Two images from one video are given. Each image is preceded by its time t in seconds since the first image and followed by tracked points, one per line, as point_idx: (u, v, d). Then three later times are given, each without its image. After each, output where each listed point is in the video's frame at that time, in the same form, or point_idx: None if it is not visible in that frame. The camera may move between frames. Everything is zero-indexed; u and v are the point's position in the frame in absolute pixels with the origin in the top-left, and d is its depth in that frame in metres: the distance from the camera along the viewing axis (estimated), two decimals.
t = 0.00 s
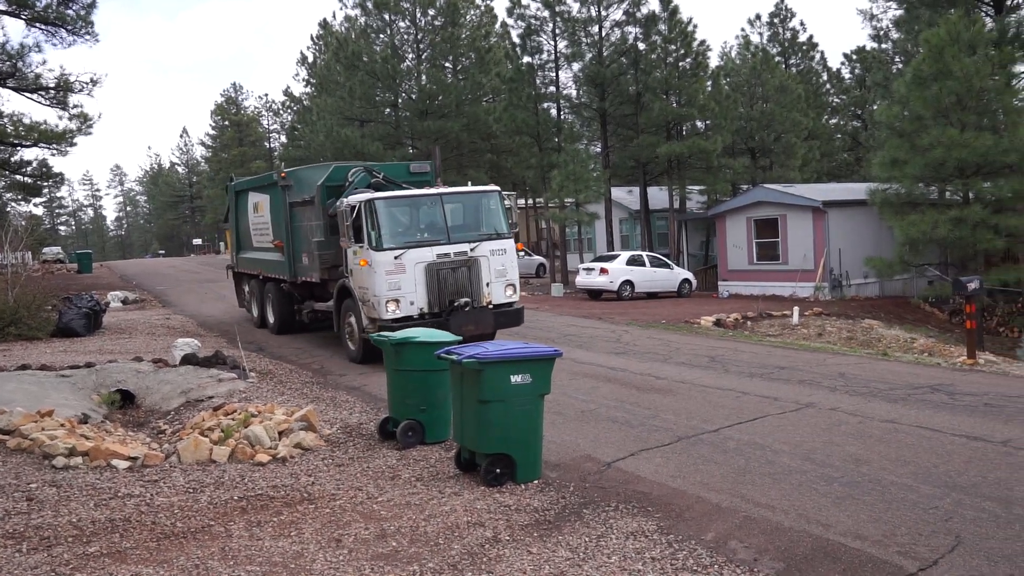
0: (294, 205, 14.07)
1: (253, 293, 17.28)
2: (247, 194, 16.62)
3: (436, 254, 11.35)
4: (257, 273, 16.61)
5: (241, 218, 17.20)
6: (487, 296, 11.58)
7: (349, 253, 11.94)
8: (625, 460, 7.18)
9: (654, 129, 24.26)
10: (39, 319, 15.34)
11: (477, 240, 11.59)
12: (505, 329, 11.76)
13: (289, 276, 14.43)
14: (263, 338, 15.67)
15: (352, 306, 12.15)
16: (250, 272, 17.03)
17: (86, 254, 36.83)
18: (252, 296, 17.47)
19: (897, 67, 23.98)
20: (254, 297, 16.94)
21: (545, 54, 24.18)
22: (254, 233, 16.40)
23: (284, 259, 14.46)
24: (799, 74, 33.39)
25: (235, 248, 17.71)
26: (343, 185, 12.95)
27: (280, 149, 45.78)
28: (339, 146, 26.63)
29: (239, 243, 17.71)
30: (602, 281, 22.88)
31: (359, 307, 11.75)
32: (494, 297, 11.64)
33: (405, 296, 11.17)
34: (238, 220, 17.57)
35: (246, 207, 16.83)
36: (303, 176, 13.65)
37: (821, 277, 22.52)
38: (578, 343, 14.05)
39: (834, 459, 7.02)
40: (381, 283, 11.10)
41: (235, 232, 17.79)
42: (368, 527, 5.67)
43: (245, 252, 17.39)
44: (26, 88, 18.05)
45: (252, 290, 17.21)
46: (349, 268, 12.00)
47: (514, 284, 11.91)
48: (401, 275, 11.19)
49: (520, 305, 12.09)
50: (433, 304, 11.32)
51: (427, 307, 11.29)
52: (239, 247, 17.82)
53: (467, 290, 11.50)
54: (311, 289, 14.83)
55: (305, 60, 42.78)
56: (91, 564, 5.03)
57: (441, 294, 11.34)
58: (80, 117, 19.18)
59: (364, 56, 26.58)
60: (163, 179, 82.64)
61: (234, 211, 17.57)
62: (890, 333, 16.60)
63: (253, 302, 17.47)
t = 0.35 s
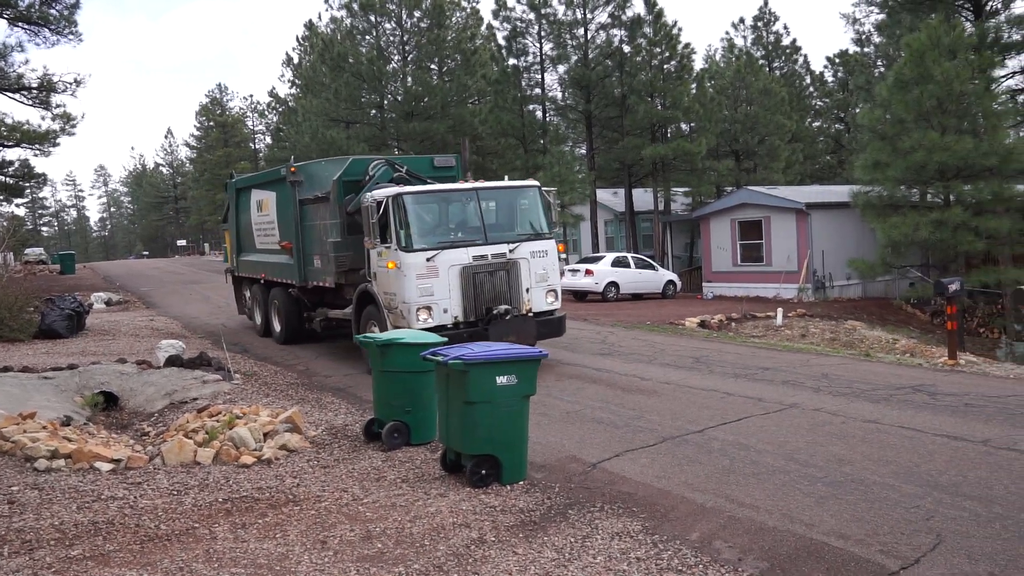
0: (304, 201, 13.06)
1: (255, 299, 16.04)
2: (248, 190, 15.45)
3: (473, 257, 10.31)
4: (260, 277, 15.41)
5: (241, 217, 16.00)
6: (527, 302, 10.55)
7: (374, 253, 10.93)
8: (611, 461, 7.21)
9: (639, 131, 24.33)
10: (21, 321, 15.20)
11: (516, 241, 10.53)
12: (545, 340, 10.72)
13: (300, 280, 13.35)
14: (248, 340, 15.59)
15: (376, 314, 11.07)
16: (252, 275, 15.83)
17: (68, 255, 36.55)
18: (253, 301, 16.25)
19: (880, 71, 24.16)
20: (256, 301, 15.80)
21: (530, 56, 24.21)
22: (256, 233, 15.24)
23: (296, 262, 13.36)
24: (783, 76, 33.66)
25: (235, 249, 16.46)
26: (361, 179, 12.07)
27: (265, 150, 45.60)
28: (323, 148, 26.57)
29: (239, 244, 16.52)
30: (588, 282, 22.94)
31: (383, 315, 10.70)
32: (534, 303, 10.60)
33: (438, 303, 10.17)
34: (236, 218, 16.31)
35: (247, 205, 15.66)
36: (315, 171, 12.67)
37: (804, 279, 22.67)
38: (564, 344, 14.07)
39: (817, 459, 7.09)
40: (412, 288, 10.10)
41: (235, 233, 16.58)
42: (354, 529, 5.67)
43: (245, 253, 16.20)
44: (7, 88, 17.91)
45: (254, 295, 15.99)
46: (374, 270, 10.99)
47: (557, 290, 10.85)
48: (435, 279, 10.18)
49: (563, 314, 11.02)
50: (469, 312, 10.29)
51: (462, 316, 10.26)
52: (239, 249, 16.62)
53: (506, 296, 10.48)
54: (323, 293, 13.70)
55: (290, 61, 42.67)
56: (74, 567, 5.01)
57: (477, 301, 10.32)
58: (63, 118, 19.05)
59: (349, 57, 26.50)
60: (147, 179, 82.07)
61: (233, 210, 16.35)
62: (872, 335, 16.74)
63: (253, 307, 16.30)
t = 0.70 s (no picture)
0: (309, 198, 11.90)
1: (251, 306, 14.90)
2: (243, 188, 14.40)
3: (510, 260, 9.11)
4: (259, 282, 14.34)
5: (236, 217, 14.97)
6: (570, 310, 9.41)
7: (397, 254, 9.72)
8: (591, 462, 7.20)
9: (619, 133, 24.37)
10: None
11: (556, 243, 9.37)
12: (585, 351, 9.64)
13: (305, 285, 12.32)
14: (226, 342, 15.45)
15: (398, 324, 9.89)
16: (247, 280, 14.78)
17: (43, 256, 36.09)
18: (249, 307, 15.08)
19: (857, 73, 24.36)
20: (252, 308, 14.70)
21: (510, 57, 24.18)
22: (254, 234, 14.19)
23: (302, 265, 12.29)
24: (762, 78, 33.97)
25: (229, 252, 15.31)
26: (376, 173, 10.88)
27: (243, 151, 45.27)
28: (302, 148, 26.42)
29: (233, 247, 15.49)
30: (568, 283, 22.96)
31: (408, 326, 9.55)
32: (577, 311, 9.47)
33: (473, 312, 8.95)
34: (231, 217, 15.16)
35: (241, 204, 14.57)
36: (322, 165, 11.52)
37: (783, 280, 22.81)
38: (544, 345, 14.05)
39: (797, 459, 7.12)
40: (443, 295, 8.89)
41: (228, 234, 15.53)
42: (333, 532, 5.62)
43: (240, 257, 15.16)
44: None
45: (250, 302, 14.86)
46: (397, 273, 9.78)
47: (599, 296, 9.72)
48: (468, 284, 8.96)
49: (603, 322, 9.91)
50: (505, 322, 9.09)
51: (498, 327, 9.07)
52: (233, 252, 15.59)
53: (545, 303, 9.30)
54: (329, 299, 12.54)
55: (269, 61, 42.41)
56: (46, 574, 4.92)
57: (515, 309, 9.13)
58: (37, 117, 18.81)
59: (328, 58, 26.29)
60: (123, 180, 81.20)
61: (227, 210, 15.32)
62: (850, 335, 16.87)
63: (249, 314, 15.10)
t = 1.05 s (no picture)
0: (317, 197, 11.16)
1: (248, 313, 13.98)
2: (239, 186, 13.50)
3: (552, 262, 8.35)
4: (257, 287, 13.45)
5: (231, 219, 14.07)
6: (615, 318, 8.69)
7: (424, 257, 8.89)
8: (571, 464, 7.21)
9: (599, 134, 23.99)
10: None
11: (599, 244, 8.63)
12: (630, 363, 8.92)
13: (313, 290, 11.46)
14: (204, 345, 15.34)
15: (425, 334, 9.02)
16: (244, 285, 13.89)
17: (16, 258, 35.64)
18: (245, 317, 14.15)
19: (834, 76, 24.60)
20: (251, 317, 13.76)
21: (490, 59, 24.21)
22: (251, 236, 13.30)
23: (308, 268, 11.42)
24: (740, 81, 34.32)
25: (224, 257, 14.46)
26: (393, 169, 10.20)
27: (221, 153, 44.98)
28: (281, 150, 26.28)
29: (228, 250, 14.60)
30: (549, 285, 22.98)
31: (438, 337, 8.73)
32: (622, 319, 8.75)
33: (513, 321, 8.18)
34: (225, 220, 14.30)
35: (237, 205, 13.73)
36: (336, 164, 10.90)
37: (761, 281, 22.99)
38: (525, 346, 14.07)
39: (775, 459, 7.17)
40: (481, 302, 8.09)
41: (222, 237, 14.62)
42: (312, 536, 5.59)
43: (236, 260, 14.27)
44: None
45: (247, 309, 13.94)
46: (424, 278, 8.94)
47: (644, 302, 9.01)
48: (508, 290, 8.18)
49: (648, 330, 9.20)
50: (548, 331, 8.35)
51: (540, 336, 8.32)
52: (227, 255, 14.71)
53: (589, 310, 8.58)
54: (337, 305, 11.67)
55: (247, 62, 42.16)
56: None
57: (558, 318, 8.38)
58: (11, 118, 18.58)
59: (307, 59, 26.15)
60: (99, 182, 80.32)
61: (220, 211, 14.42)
62: (828, 336, 17.03)
63: (246, 324, 14.15)
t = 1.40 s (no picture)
0: (322, 192, 10.22)
1: (241, 318, 13.07)
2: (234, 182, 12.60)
3: (593, 263, 7.50)
4: (252, 291, 12.53)
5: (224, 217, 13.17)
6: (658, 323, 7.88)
7: (448, 256, 7.97)
8: (549, 464, 7.22)
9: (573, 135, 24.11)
10: None
11: (644, 244, 7.78)
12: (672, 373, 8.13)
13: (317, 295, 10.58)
14: (177, 346, 15.21)
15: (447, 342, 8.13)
16: (236, 287, 13.00)
17: None
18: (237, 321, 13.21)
19: (807, 77, 24.84)
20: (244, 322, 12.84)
21: (465, 59, 24.19)
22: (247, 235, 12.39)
23: (310, 270, 10.51)
24: (715, 81, 34.63)
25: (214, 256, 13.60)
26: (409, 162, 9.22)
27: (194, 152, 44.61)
28: (255, 150, 26.08)
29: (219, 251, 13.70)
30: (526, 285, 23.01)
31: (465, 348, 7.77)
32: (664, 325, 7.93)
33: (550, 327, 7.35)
34: (216, 217, 13.42)
35: (228, 201, 12.85)
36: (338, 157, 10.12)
37: (736, 280, 23.17)
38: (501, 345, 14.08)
39: (750, 457, 7.24)
40: (518, 307, 7.23)
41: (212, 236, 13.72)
42: (288, 537, 5.57)
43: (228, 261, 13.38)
44: None
45: (240, 313, 12.99)
46: (448, 280, 8.02)
47: (687, 306, 8.19)
48: (547, 293, 7.32)
49: (691, 336, 8.38)
50: (588, 339, 7.52)
51: (579, 344, 7.49)
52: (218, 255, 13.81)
53: (631, 315, 7.74)
54: (342, 310, 10.83)
55: (221, 60, 41.80)
56: None
57: (600, 324, 7.55)
58: None
59: (281, 58, 25.91)
60: (70, 182, 79.25)
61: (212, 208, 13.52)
62: (801, 335, 17.20)
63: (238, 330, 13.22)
